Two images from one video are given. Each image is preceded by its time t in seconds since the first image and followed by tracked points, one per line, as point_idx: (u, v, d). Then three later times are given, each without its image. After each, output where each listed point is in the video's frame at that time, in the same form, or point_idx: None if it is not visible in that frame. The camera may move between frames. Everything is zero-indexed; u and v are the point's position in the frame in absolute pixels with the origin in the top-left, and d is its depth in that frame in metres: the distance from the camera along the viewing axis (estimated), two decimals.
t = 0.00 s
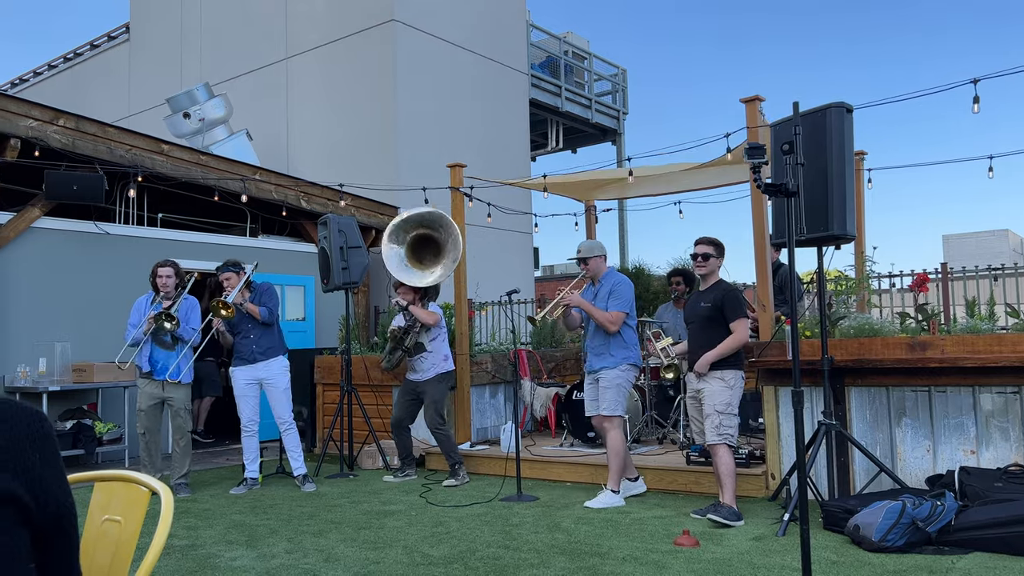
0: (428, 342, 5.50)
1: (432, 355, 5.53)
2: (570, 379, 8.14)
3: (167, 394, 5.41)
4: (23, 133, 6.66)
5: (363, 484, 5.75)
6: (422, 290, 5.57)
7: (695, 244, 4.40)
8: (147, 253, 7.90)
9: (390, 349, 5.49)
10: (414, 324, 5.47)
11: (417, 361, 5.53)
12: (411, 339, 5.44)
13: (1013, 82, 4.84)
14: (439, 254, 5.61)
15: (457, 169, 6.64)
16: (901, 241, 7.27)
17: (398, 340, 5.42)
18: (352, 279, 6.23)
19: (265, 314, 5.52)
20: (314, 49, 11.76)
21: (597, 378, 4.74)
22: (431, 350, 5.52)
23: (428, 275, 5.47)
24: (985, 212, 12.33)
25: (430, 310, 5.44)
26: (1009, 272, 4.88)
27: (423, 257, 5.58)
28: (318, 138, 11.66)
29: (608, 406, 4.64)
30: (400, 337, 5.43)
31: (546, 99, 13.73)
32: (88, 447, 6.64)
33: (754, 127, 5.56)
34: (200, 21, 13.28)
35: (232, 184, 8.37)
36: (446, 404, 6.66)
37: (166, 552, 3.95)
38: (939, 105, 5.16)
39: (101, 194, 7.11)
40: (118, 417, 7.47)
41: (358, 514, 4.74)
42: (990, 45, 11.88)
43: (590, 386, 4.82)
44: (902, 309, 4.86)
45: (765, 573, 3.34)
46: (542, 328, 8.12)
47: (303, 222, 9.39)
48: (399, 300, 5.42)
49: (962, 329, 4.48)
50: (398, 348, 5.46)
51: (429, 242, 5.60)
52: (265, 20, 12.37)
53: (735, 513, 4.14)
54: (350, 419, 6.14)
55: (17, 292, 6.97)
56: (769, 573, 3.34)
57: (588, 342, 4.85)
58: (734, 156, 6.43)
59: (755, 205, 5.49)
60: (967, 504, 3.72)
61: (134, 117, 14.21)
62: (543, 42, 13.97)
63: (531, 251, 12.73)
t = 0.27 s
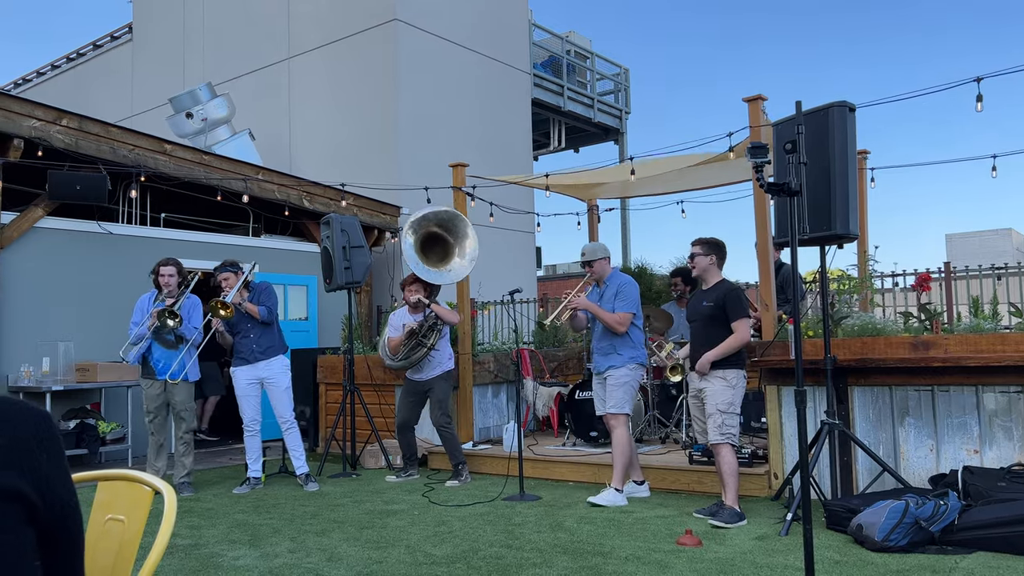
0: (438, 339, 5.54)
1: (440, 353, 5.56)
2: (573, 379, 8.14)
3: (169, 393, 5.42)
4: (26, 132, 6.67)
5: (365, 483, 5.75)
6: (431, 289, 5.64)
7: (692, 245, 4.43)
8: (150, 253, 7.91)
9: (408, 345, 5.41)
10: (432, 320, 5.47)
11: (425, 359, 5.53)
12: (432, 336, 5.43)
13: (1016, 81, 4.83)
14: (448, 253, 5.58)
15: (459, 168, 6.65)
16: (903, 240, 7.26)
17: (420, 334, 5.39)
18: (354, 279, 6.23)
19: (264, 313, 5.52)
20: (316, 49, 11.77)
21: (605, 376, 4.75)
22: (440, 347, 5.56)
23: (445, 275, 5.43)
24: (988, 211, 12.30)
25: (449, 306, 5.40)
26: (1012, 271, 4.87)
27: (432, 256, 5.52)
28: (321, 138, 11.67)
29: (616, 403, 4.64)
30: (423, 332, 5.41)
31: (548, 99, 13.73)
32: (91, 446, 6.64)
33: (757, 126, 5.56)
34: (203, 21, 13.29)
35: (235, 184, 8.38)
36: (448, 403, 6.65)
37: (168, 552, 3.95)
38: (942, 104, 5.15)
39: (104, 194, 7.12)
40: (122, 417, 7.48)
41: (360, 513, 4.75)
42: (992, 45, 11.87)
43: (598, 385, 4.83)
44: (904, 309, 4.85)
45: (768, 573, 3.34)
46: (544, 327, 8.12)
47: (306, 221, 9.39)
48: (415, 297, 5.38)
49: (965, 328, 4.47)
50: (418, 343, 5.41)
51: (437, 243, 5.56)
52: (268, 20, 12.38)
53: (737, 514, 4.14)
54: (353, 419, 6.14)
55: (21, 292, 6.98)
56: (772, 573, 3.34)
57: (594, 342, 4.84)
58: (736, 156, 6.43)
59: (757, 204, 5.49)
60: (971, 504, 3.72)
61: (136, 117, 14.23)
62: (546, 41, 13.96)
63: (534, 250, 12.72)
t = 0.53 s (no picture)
0: (446, 343, 5.53)
1: (449, 355, 5.55)
2: (575, 378, 8.14)
3: (171, 393, 5.43)
4: (29, 132, 6.68)
5: (368, 483, 5.75)
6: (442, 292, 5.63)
7: (694, 245, 4.44)
8: (152, 253, 7.92)
9: (410, 347, 5.41)
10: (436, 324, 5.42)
11: (433, 362, 5.54)
12: (434, 341, 5.39)
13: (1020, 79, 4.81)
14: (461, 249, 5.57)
15: (461, 168, 6.64)
16: (906, 239, 7.25)
17: (421, 338, 5.36)
18: (357, 279, 6.23)
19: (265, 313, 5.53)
20: (318, 49, 11.78)
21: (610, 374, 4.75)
22: (448, 351, 5.55)
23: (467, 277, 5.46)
24: (991, 210, 12.27)
25: (455, 312, 5.41)
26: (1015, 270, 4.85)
27: (444, 259, 5.52)
28: (323, 138, 11.68)
29: (621, 401, 4.65)
30: (424, 337, 5.37)
31: (550, 98, 13.73)
32: (95, 446, 6.65)
33: (760, 124, 5.55)
34: (206, 21, 13.30)
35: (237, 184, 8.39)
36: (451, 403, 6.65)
37: (171, 551, 3.96)
38: (945, 102, 5.14)
39: (107, 194, 7.13)
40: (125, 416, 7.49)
41: (363, 513, 4.75)
42: (994, 44, 11.86)
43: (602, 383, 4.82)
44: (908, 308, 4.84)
45: (771, 572, 3.34)
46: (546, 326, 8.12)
47: (308, 221, 9.40)
48: (423, 300, 5.42)
49: (968, 327, 4.46)
50: (420, 348, 5.40)
51: (446, 242, 5.54)
52: (270, 19, 12.38)
53: (740, 513, 4.14)
54: (356, 419, 6.14)
55: (24, 292, 6.99)
56: (775, 572, 3.33)
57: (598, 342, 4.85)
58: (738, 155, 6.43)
59: (760, 203, 5.48)
60: (974, 503, 3.71)
61: (139, 117, 14.25)
62: (548, 41, 13.96)
63: (536, 250, 12.72)
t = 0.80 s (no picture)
0: (440, 338, 5.53)
1: (445, 351, 5.54)
2: (578, 378, 8.13)
3: (174, 393, 5.44)
4: (32, 132, 6.68)
5: (370, 482, 5.75)
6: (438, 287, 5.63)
7: (696, 243, 4.45)
8: (154, 253, 7.92)
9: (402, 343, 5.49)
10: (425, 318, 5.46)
11: (429, 357, 5.56)
12: (423, 334, 5.43)
13: None
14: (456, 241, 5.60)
15: (463, 168, 6.64)
16: (909, 238, 7.23)
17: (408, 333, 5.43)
18: (359, 279, 6.23)
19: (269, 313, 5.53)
20: (320, 49, 11.79)
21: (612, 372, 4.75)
22: (443, 346, 5.54)
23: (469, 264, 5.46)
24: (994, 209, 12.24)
25: (445, 305, 5.43)
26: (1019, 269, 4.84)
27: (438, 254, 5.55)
28: (325, 138, 11.68)
29: (623, 400, 4.64)
30: (413, 332, 5.42)
31: (552, 98, 13.71)
32: (97, 446, 6.66)
33: (762, 123, 5.55)
34: (208, 21, 13.31)
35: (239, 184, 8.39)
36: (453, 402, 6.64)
37: (174, 551, 3.96)
38: (948, 100, 5.13)
39: (109, 194, 7.14)
40: (127, 416, 7.49)
41: (365, 512, 4.75)
42: (996, 43, 11.85)
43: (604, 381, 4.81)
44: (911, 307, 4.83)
45: (774, 571, 3.33)
46: (549, 326, 8.12)
47: (310, 221, 9.41)
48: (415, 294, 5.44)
49: (970, 326, 4.45)
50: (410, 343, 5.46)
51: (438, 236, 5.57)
52: (272, 19, 12.39)
53: (743, 512, 4.13)
54: (358, 418, 6.14)
55: (27, 293, 7.00)
56: (778, 571, 3.33)
57: (602, 340, 4.85)
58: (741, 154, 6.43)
59: (762, 203, 5.48)
60: (978, 502, 3.70)
61: (142, 117, 14.27)
62: (550, 40, 13.95)
63: (538, 250, 12.72)
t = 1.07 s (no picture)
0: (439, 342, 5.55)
1: (442, 354, 5.57)
2: (580, 377, 8.13)
3: (175, 394, 5.44)
4: (34, 133, 6.69)
5: (372, 482, 5.75)
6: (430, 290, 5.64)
7: (696, 244, 4.45)
8: (156, 253, 7.93)
9: (404, 348, 5.39)
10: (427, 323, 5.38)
11: (428, 361, 5.55)
12: (427, 339, 5.36)
13: None
14: (445, 239, 5.61)
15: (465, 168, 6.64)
16: (911, 237, 7.23)
17: (415, 337, 5.34)
18: (361, 279, 6.24)
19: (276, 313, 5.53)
20: (321, 48, 11.79)
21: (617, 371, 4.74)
22: (441, 349, 5.58)
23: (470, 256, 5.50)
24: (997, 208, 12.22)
25: (445, 309, 5.41)
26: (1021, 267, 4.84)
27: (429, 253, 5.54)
28: (327, 138, 11.69)
29: (626, 398, 4.63)
30: (418, 336, 5.33)
31: (554, 97, 13.71)
32: (100, 446, 6.67)
33: (763, 122, 5.54)
34: (209, 21, 13.33)
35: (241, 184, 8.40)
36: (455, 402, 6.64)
37: (176, 551, 3.96)
38: (950, 99, 5.12)
39: (111, 194, 7.15)
40: (129, 416, 7.50)
41: (368, 512, 4.75)
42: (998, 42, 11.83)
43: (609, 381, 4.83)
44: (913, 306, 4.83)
45: (776, 571, 3.32)
46: (551, 326, 8.12)
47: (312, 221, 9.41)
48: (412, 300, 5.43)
49: (973, 325, 4.44)
50: (414, 347, 5.37)
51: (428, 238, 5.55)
52: (273, 19, 12.39)
53: (746, 511, 4.13)
54: (361, 418, 6.15)
55: (29, 293, 7.01)
56: (780, 571, 3.33)
57: (607, 337, 4.85)
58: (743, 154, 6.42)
59: (764, 202, 5.47)
60: (981, 501, 3.70)
61: (143, 118, 14.28)
62: (551, 40, 13.95)
63: (540, 250, 12.72)
